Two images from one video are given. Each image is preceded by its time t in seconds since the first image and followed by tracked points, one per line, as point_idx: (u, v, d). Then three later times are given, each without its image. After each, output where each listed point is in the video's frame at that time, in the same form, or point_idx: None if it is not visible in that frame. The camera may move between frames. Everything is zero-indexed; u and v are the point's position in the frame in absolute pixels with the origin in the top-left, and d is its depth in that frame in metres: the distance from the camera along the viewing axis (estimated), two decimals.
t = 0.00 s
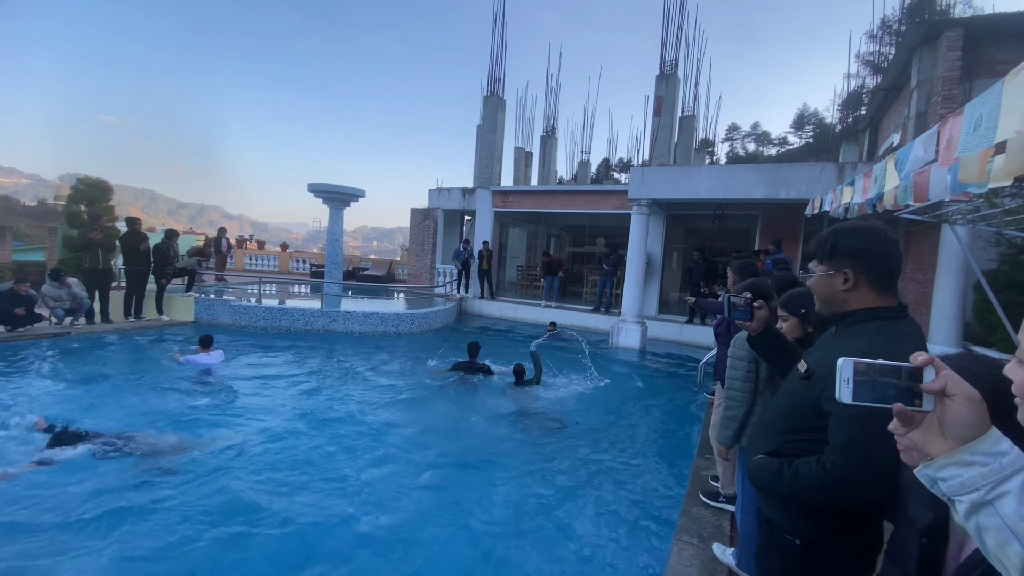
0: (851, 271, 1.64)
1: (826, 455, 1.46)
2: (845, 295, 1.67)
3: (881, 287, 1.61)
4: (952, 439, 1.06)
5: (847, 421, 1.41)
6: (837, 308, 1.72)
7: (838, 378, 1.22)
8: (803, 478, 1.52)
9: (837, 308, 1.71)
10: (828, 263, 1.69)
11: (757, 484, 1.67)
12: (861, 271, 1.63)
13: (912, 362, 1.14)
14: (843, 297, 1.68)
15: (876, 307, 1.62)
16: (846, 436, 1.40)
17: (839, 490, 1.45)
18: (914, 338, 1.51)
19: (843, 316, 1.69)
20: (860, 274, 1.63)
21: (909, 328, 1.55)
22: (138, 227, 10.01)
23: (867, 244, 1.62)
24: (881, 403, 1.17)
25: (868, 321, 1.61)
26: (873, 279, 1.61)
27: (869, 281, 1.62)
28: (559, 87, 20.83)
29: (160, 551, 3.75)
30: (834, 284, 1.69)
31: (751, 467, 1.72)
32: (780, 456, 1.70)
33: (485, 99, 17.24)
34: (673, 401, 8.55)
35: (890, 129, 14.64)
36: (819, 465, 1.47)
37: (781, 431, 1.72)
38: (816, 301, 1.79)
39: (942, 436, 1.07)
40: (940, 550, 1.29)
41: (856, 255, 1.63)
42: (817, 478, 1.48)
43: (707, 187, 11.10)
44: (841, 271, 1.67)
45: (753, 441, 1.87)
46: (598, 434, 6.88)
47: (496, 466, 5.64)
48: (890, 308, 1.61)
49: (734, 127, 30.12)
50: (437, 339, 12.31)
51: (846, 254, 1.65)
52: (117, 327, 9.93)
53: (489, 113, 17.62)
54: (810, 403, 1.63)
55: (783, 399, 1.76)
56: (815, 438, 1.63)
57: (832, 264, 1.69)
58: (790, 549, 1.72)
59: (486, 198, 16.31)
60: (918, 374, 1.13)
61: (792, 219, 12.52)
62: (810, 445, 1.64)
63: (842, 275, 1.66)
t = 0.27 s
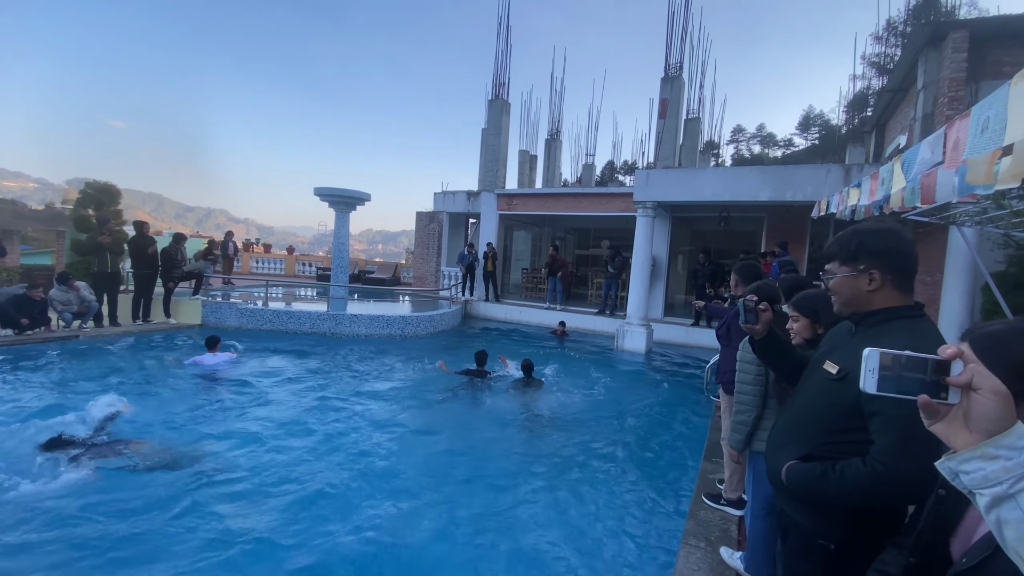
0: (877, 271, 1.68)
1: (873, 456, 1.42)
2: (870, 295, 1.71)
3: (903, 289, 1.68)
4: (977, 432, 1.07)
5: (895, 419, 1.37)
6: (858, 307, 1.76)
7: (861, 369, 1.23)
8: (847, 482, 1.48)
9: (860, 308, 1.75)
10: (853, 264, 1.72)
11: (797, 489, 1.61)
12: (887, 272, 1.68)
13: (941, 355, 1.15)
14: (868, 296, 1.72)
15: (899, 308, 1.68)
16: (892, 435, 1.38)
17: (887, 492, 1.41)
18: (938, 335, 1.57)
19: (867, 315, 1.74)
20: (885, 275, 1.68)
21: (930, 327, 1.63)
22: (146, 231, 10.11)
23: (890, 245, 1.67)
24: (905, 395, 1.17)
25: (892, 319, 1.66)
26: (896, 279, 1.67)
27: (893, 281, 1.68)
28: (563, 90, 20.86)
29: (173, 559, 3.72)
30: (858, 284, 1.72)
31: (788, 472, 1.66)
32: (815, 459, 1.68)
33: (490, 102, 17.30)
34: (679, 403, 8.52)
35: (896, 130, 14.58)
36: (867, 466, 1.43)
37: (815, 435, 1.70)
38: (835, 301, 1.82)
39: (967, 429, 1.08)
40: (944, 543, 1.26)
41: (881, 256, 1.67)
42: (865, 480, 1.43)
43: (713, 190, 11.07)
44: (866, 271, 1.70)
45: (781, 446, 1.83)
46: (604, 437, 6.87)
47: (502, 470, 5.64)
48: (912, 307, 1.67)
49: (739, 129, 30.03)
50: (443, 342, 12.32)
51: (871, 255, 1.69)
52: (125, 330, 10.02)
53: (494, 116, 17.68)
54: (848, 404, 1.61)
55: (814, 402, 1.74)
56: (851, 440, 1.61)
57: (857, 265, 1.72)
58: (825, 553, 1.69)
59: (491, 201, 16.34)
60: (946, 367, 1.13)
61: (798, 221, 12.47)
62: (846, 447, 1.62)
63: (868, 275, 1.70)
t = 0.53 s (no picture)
0: (903, 277, 1.67)
1: (919, 463, 1.40)
2: (896, 301, 1.70)
3: (929, 294, 1.67)
4: (1013, 440, 1.09)
5: (939, 426, 1.34)
6: (883, 312, 1.75)
7: (898, 376, 1.28)
8: (891, 490, 1.45)
9: (886, 313, 1.74)
10: (879, 271, 1.70)
11: (837, 499, 1.58)
12: (913, 277, 1.67)
13: (978, 362, 1.19)
14: (895, 301, 1.71)
15: (926, 313, 1.68)
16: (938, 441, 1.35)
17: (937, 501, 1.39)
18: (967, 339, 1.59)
19: (893, 320, 1.73)
20: (911, 281, 1.67)
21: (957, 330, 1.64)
22: (157, 237, 10.23)
23: (915, 251, 1.67)
24: (940, 401, 1.24)
25: (920, 323, 1.67)
26: (923, 283, 1.67)
27: (918, 285, 1.67)
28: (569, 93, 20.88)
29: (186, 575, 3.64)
30: (884, 290, 1.71)
31: (829, 482, 1.62)
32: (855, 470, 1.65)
33: (496, 107, 17.36)
34: (689, 408, 8.47)
35: (907, 130, 14.44)
36: (915, 474, 1.40)
37: (853, 442, 1.68)
38: (858, 307, 1.81)
39: (1004, 436, 1.11)
40: (951, 551, 1.27)
41: (906, 261, 1.67)
42: (913, 489, 1.40)
43: (721, 192, 11.02)
44: (892, 277, 1.69)
45: (815, 455, 1.80)
46: (614, 442, 6.84)
47: (513, 476, 5.59)
48: (937, 310, 1.68)
49: (747, 130, 29.85)
50: (451, 346, 12.33)
51: (895, 260, 1.68)
52: (137, 336, 10.14)
53: (500, 120, 17.73)
54: (888, 412, 1.60)
55: (849, 410, 1.72)
56: (889, 447, 1.60)
57: (882, 271, 1.70)
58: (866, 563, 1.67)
59: (498, 205, 16.38)
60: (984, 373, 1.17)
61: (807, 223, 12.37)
62: (884, 454, 1.61)
63: (894, 280, 1.69)
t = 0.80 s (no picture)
0: (929, 277, 1.67)
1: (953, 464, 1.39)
2: (921, 301, 1.69)
3: (954, 294, 1.67)
4: None
5: (973, 425, 1.32)
6: (908, 313, 1.74)
7: (929, 380, 1.26)
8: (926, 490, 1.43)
9: (911, 314, 1.73)
10: (903, 271, 1.70)
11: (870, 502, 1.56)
12: (938, 277, 1.67)
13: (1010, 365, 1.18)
14: (920, 302, 1.70)
15: (950, 313, 1.67)
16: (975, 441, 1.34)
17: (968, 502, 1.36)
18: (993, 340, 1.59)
19: (918, 321, 1.72)
20: (937, 281, 1.66)
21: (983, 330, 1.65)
22: (170, 243, 10.37)
23: (940, 251, 1.67)
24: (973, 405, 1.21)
25: (945, 324, 1.66)
26: (949, 284, 1.67)
27: (943, 286, 1.67)
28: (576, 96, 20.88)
29: None
30: (909, 290, 1.70)
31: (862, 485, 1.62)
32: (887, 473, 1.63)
33: (503, 110, 17.40)
34: (700, 410, 8.40)
35: (918, 127, 14.26)
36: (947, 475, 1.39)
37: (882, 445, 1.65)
38: (882, 308, 1.80)
39: None
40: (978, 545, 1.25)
41: (931, 262, 1.67)
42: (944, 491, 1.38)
43: (730, 193, 10.95)
44: (918, 277, 1.68)
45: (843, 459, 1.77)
46: (624, 445, 6.80)
47: (525, 483, 5.50)
48: (962, 311, 1.68)
49: (755, 130, 29.65)
50: (459, 349, 12.34)
51: (920, 261, 1.68)
52: (150, 341, 10.26)
53: (507, 124, 17.77)
54: (917, 413, 1.58)
55: (876, 412, 1.69)
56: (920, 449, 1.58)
57: (907, 271, 1.69)
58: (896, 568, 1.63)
59: (505, 208, 16.40)
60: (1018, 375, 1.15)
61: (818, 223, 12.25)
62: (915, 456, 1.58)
63: (920, 281, 1.68)
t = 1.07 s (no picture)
0: (949, 271, 1.61)
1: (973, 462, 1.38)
2: (940, 296, 1.64)
3: (973, 289, 1.62)
4: None
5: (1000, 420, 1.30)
6: (926, 308, 1.69)
7: (956, 371, 1.23)
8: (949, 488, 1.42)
9: (929, 309, 1.68)
10: (923, 265, 1.63)
11: (893, 502, 1.53)
12: (959, 272, 1.61)
13: None
14: (938, 296, 1.65)
15: (969, 308, 1.63)
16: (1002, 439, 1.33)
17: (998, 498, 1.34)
18: (1013, 336, 1.56)
19: (935, 315, 1.67)
20: (957, 274, 1.61)
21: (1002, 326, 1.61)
22: (179, 247, 10.45)
23: (960, 245, 1.61)
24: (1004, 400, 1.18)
25: (963, 320, 1.62)
26: (968, 278, 1.61)
27: (962, 281, 1.62)
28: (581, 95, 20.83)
29: None
30: (929, 284, 1.64)
31: (879, 484, 1.58)
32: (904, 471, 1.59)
33: (508, 110, 17.39)
34: (709, 409, 8.32)
35: (929, 121, 14.06)
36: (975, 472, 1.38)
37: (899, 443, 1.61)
38: (898, 303, 1.74)
39: None
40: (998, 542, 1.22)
41: (951, 255, 1.60)
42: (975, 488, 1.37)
43: (738, 190, 10.84)
44: (936, 271, 1.62)
45: (861, 459, 1.72)
46: (633, 444, 6.74)
47: (533, 487, 5.39)
48: (980, 305, 1.63)
49: (762, 127, 29.41)
50: (467, 349, 12.34)
51: (939, 254, 1.61)
52: (161, 344, 10.35)
53: (512, 124, 17.76)
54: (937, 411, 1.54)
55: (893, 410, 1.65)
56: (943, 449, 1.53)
57: (925, 265, 1.63)
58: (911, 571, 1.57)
59: (511, 208, 16.38)
60: None
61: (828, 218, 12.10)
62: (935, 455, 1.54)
63: (939, 274, 1.62)
